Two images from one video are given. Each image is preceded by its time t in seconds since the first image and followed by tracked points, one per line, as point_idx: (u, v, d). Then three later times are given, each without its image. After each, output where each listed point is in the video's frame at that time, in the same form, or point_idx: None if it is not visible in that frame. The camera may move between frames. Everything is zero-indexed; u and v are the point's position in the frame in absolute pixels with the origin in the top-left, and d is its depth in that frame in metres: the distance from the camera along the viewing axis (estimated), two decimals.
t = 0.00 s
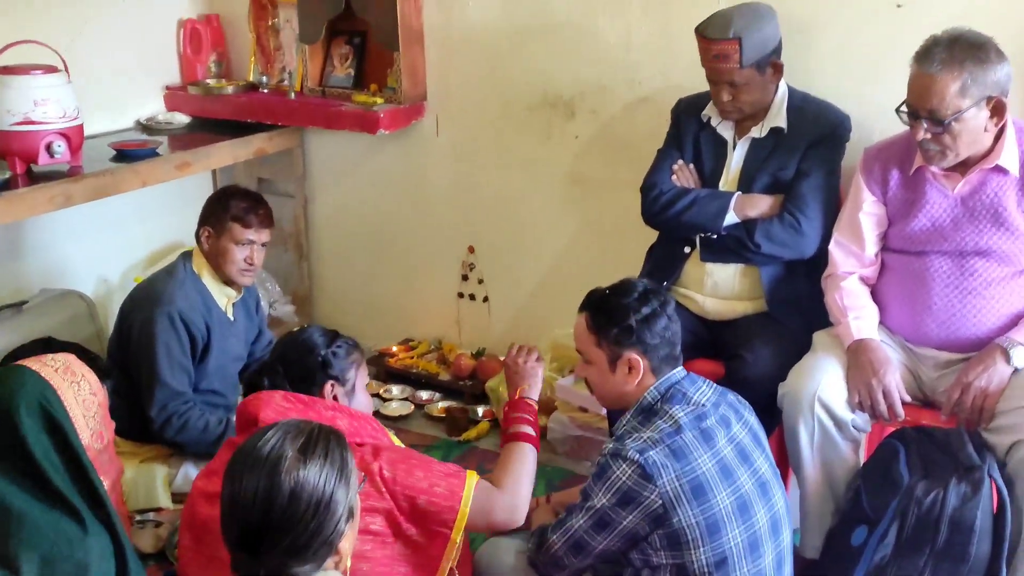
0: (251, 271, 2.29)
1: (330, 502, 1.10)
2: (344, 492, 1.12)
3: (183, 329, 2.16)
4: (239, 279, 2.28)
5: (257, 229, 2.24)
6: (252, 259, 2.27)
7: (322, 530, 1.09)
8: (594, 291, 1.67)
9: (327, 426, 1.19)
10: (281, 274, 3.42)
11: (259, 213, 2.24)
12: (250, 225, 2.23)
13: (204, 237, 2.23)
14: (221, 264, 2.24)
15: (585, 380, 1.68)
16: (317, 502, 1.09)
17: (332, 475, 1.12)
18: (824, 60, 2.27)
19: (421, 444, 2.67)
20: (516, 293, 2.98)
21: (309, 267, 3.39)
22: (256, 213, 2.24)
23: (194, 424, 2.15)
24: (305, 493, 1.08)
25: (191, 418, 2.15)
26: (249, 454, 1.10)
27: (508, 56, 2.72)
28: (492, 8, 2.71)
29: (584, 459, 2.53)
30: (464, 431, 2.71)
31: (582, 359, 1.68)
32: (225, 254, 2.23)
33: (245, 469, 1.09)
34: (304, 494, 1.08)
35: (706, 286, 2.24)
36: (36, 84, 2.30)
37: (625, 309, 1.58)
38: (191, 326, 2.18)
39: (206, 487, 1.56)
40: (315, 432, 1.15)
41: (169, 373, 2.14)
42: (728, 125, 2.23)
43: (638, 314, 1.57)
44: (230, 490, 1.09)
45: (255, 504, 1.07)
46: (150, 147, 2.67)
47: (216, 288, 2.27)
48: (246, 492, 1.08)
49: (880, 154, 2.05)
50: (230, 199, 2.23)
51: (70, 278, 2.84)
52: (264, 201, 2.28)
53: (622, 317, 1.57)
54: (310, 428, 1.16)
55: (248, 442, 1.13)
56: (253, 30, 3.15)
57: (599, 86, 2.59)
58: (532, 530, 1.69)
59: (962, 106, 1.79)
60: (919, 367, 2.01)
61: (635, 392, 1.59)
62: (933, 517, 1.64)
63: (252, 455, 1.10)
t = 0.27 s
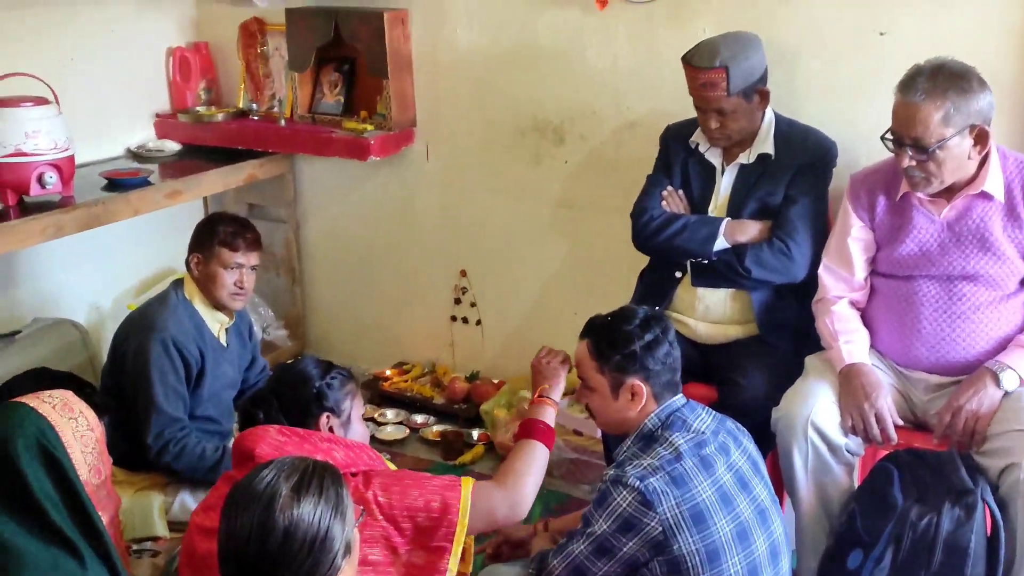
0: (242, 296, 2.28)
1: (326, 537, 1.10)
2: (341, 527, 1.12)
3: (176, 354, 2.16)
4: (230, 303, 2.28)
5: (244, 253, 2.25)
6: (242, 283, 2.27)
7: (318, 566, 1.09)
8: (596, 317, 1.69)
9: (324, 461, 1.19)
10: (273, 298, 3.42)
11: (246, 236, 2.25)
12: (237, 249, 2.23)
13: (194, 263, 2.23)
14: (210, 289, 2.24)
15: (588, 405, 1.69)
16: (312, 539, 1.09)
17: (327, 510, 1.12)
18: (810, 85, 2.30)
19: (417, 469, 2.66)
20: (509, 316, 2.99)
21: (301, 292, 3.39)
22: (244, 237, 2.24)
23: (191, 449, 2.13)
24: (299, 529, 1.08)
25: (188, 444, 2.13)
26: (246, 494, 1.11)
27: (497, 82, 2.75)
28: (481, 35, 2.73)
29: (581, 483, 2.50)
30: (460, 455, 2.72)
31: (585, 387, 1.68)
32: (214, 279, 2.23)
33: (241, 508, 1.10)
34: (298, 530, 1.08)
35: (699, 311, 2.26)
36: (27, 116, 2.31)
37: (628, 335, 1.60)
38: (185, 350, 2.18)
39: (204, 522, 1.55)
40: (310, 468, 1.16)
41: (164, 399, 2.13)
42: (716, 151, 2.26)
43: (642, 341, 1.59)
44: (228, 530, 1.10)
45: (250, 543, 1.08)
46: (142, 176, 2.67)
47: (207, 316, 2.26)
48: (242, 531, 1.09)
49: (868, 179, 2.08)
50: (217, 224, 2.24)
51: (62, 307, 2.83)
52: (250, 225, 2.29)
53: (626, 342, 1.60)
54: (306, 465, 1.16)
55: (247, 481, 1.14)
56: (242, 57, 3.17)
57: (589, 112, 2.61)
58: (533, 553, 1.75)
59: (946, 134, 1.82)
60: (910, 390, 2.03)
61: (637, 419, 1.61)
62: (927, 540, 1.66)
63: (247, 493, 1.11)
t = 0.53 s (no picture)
0: (247, 295, 2.30)
1: (335, 543, 1.11)
2: (350, 533, 1.13)
3: (182, 355, 2.17)
4: (235, 304, 2.29)
5: (249, 253, 2.26)
6: (247, 283, 2.28)
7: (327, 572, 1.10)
8: (605, 321, 1.70)
9: (333, 468, 1.20)
10: (278, 300, 3.44)
11: (251, 237, 2.26)
12: (243, 250, 2.24)
13: (199, 265, 2.25)
14: (216, 291, 2.25)
15: (595, 409, 1.69)
16: (321, 545, 1.09)
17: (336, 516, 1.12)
18: (816, 91, 2.31)
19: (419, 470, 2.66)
20: (513, 318, 3.00)
21: (306, 293, 3.40)
22: (248, 237, 2.25)
23: (197, 450, 2.14)
24: (308, 535, 1.09)
25: (194, 444, 2.14)
26: (255, 499, 1.11)
27: (503, 86, 2.76)
28: (487, 39, 2.75)
29: (585, 485, 2.51)
30: (463, 456, 2.72)
31: (592, 390, 1.68)
32: (220, 279, 2.24)
33: (250, 513, 1.10)
34: (307, 535, 1.08)
35: (703, 314, 2.27)
36: (36, 119, 2.33)
37: (635, 340, 1.60)
38: (191, 352, 2.19)
39: (212, 522, 1.56)
40: (320, 474, 1.16)
41: (171, 400, 2.15)
42: (722, 156, 2.27)
43: (648, 346, 1.59)
44: (236, 535, 1.10)
45: (258, 547, 1.08)
46: (149, 178, 2.68)
47: (212, 317, 2.27)
48: (251, 536, 1.09)
49: (873, 184, 2.08)
50: (222, 225, 2.25)
51: (69, 308, 2.85)
52: (255, 226, 2.30)
53: (633, 347, 1.60)
54: (315, 471, 1.17)
55: (256, 486, 1.15)
56: (249, 60, 3.19)
57: (594, 116, 2.63)
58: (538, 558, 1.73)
59: (952, 140, 1.83)
60: (914, 394, 2.04)
61: (643, 423, 1.61)
62: (931, 544, 1.67)
63: (257, 498, 1.11)
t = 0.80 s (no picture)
0: (236, 254, 2.28)
1: (331, 501, 1.11)
2: (346, 491, 1.13)
3: (172, 313, 2.16)
4: (224, 262, 2.28)
5: (239, 211, 2.24)
6: (237, 243, 2.26)
7: (323, 530, 1.10)
8: (604, 279, 1.72)
9: (329, 428, 1.20)
10: (267, 258, 3.42)
11: (240, 195, 2.24)
12: (232, 208, 2.22)
13: (187, 223, 2.24)
14: (205, 249, 2.24)
15: (588, 363, 1.71)
16: (316, 503, 1.09)
17: (332, 475, 1.12)
18: (809, 48, 2.29)
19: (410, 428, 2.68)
20: (503, 277, 3.00)
21: (294, 252, 3.39)
22: (237, 195, 2.23)
23: (187, 409, 2.15)
24: (305, 492, 1.09)
25: (184, 403, 2.15)
26: (251, 458, 1.12)
27: (493, 42, 2.72)
28: None
29: (574, 442, 2.54)
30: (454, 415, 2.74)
31: (588, 345, 1.69)
32: (208, 237, 2.22)
33: (246, 473, 1.10)
34: (304, 493, 1.09)
35: (694, 273, 2.27)
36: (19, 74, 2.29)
37: (634, 298, 1.62)
38: (180, 310, 2.18)
39: (204, 480, 1.56)
40: (316, 434, 1.16)
41: (161, 358, 2.14)
42: (714, 114, 2.25)
43: (648, 304, 1.61)
44: (232, 493, 1.11)
45: (254, 505, 1.08)
46: (135, 135, 2.64)
47: (202, 275, 2.26)
48: (247, 495, 1.09)
49: (865, 142, 2.08)
50: (210, 183, 2.23)
51: (56, 265, 2.82)
52: (243, 183, 2.28)
53: (631, 306, 1.61)
54: (311, 431, 1.17)
55: (252, 446, 1.15)
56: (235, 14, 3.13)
57: (586, 73, 2.60)
58: (529, 517, 1.73)
59: (945, 98, 1.83)
60: (903, 352, 2.06)
61: (638, 379, 1.64)
62: (917, 502, 1.69)
63: (253, 458, 1.12)
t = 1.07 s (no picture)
0: (234, 252, 2.28)
1: (331, 498, 1.11)
2: (346, 487, 1.13)
3: (170, 310, 2.16)
4: (223, 259, 2.28)
5: (237, 209, 2.24)
6: (235, 241, 2.26)
7: (323, 527, 1.10)
8: (604, 273, 1.72)
9: (329, 423, 1.19)
10: (264, 254, 3.42)
11: (238, 192, 2.24)
12: (230, 205, 2.22)
13: (184, 220, 2.23)
14: (202, 246, 2.24)
15: (586, 359, 1.71)
16: (317, 500, 1.09)
17: (332, 472, 1.12)
18: (805, 43, 2.30)
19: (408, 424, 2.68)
20: (500, 272, 3.00)
21: (291, 247, 3.39)
22: (235, 192, 2.24)
23: (185, 405, 2.15)
24: (305, 490, 1.09)
25: (182, 399, 2.16)
26: (252, 454, 1.11)
27: (490, 37, 2.72)
28: None
29: (570, 437, 2.55)
30: (451, 409, 2.74)
31: (586, 341, 1.70)
32: (206, 234, 2.22)
33: (247, 469, 1.10)
34: (304, 490, 1.09)
35: (690, 268, 2.28)
36: (15, 70, 2.28)
37: (634, 294, 1.62)
38: (179, 307, 2.18)
39: (200, 478, 1.56)
40: (316, 430, 1.16)
41: (159, 354, 2.14)
42: (710, 109, 2.25)
43: (648, 299, 1.61)
44: (233, 489, 1.11)
45: (254, 503, 1.08)
46: (131, 131, 2.64)
47: (200, 272, 2.26)
48: (247, 492, 1.09)
49: (862, 137, 2.09)
50: (209, 179, 2.23)
51: (52, 262, 2.82)
52: (242, 180, 2.28)
53: (632, 302, 1.61)
54: (311, 426, 1.16)
55: (253, 441, 1.14)
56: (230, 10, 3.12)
57: (582, 69, 2.60)
58: (528, 514, 1.74)
59: (941, 93, 1.83)
60: (898, 346, 2.07)
61: (637, 375, 1.64)
62: (914, 494, 1.71)
63: (254, 454, 1.11)
